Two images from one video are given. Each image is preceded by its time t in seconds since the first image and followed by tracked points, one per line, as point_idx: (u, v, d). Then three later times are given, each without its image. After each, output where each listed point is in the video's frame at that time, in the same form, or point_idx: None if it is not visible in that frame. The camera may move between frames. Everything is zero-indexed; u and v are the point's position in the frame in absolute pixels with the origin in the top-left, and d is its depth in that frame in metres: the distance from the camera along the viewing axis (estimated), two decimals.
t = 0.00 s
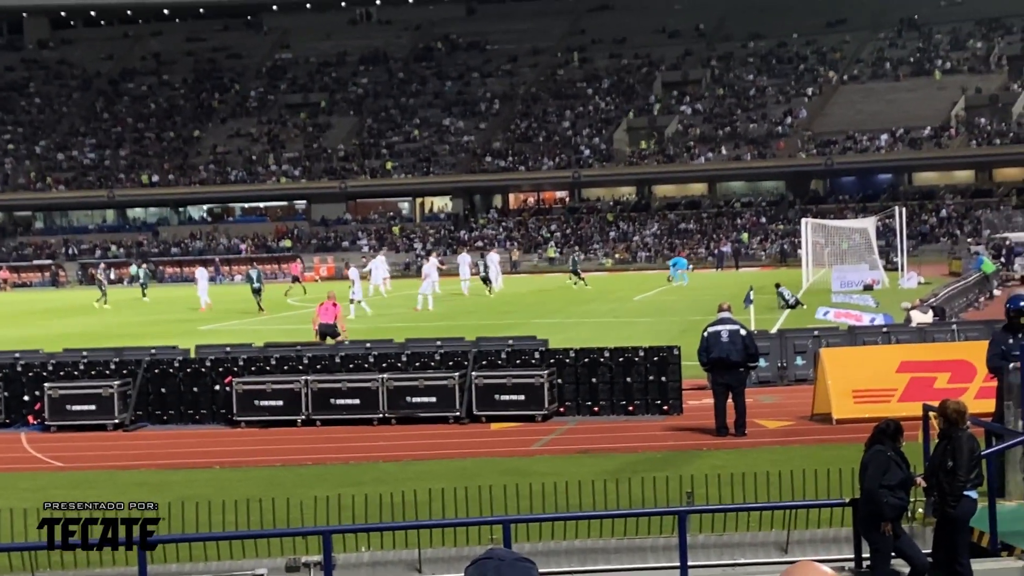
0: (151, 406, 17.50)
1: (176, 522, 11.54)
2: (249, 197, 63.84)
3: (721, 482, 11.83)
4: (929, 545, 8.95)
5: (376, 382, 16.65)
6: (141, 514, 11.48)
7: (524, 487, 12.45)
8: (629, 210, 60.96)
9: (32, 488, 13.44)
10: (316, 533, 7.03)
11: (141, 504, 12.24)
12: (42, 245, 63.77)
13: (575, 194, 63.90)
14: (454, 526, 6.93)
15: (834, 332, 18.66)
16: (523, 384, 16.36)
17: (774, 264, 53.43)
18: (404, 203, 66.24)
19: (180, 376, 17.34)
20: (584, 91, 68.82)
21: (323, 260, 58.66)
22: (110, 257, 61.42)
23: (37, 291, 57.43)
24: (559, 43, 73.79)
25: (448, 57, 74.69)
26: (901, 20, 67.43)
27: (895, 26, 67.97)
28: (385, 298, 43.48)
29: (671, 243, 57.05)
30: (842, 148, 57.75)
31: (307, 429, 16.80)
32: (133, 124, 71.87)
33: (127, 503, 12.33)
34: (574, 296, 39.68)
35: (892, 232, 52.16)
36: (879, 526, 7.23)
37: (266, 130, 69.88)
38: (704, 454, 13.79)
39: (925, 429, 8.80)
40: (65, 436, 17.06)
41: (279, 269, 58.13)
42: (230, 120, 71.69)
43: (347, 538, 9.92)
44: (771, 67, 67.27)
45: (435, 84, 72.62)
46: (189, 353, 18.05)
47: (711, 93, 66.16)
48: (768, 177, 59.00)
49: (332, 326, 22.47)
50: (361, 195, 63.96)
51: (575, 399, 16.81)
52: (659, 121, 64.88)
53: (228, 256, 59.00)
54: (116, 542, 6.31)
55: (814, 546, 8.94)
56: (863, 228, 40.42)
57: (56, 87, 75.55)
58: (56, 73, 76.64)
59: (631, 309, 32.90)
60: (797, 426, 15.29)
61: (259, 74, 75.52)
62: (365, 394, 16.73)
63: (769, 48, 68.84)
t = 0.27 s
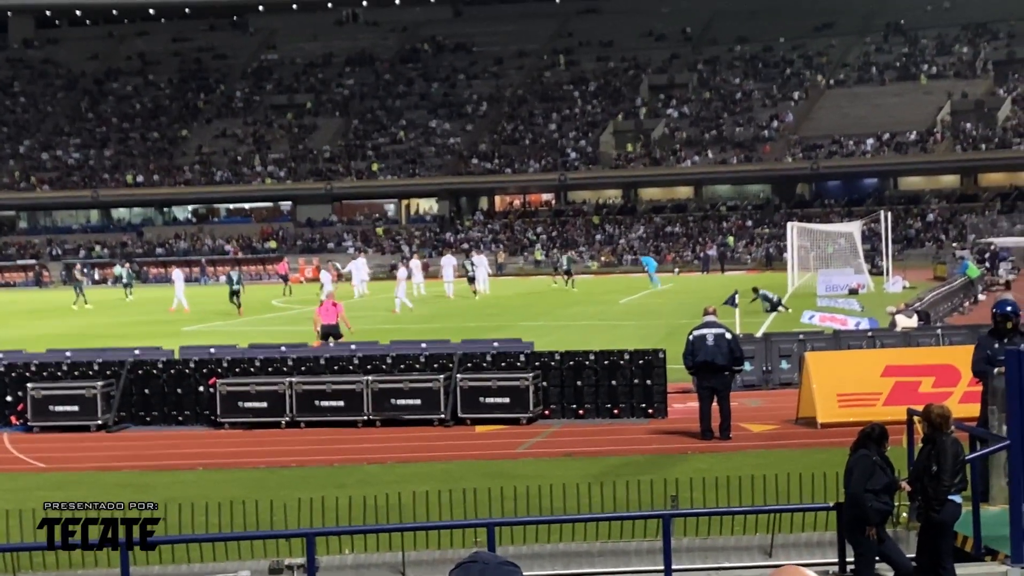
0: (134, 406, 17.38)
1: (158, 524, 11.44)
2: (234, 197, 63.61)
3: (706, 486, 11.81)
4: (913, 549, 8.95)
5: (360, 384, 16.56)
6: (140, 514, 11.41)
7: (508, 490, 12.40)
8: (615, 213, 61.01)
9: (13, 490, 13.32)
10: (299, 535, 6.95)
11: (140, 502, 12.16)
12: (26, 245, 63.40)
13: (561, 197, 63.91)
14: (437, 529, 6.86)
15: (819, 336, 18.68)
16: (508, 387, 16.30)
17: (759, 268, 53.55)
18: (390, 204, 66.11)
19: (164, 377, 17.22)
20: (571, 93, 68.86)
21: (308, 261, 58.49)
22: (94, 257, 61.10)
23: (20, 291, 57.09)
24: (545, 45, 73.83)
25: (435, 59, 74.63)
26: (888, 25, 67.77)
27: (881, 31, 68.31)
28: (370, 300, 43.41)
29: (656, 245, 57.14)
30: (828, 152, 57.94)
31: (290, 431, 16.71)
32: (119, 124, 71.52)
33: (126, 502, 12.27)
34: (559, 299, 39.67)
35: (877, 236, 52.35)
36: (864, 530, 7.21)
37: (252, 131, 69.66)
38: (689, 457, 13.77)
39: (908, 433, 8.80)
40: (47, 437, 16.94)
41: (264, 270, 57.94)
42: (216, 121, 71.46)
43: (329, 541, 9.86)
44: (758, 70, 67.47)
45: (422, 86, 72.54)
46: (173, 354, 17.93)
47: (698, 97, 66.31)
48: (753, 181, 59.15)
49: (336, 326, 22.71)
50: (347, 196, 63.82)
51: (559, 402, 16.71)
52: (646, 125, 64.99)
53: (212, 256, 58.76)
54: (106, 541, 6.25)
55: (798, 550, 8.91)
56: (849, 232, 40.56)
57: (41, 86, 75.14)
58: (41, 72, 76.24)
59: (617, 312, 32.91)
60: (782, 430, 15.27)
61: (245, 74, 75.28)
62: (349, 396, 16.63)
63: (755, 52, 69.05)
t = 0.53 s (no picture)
0: (127, 405, 17.33)
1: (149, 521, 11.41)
2: (227, 197, 63.52)
3: (698, 488, 11.83)
4: (906, 554, 8.97)
5: (353, 384, 16.53)
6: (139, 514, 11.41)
7: (501, 491, 12.38)
8: (608, 215, 61.09)
9: (4, 488, 13.27)
10: (291, 535, 6.91)
11: (142, 503, 12.11)
12: (18, 243, 63.24)
13: (555, 199, 63.92)
14: (431, 529, 6.82)
15: (812, 340, 18.69)
16: (501, 388, 16.30)
17: (752, 271, 53.60)
18: (384, 205, 66.08)
19: (156, 376, 17.17)
20: (565, 95, 68.88)
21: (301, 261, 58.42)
22: (87, 256, 60.96)
23: (12, 289, 56.97)
24: (540, 47, 73.88)
25: (429, 60, 74.64)
26: (882, 30, 67.98)
27: (876, 35, 68.53)
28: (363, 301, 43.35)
29: (649, 249, 57.23)
30: (822, 156, 58.05)
31: (282, 431, 16.67)
32: (112, 122, 71.36)
33: (129, 502, 12.20)
34: (553, 300, 39.68)
35: (870, 240, 52.50)
36: (856, 534, 7.21)
37: (245, 131, 69.57)
38: (681, 460, 13.77)
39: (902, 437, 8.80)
40: (39, 435, 16.91)
41: (256, 271, 57.88)
42: (210, 120, 71.36)
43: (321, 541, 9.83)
44: (752, 74, 67.58)
45: (416, 87, 72.54)
46: (165, 353, 17.88)
47: (692, 100, 66.39)
48: (747, 185, 59.25)
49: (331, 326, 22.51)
50: (341, 197, 63.78)
51: (552, 404, 16.71)
52: (639, 127, 65.09)
53: (204, 256, 58.65)
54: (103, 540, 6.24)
55: (789, 554, 8.91)
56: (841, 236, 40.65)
57: (34, 84, 74.94)
58: (35, 70, 76.05)
59: (609, 315, 32.94)
60: (774, 433, 15.29)
61: (239, 74, 75.16)
62: (342, 396, 16.61)
63: (750, 56, 69.18)
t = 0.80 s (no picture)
0: (129, 404, 17.34)
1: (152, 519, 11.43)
2: (230, 196, 63.58)
3: (699, 491, 11.84)
4: (907, 557, 8.97)
5: (355, 385, 16.55)
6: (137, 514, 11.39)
7: (503, 492, 12.40)
8: (611, 218, 61.07)
9: (7, 485, 13.29)
10: (293, 535, 6.90)
11: (141, 504, 12.05)
12: (21, 241, 63.28)
13: (558, 201, 63.94)
14: (432, 531, 6.81)
15: (815, 344, 18.71)
16: (503, 390, 16.31)
17: (754, 274, 53.59)
18: (387, 206, 66.11)
19: (158, 375, 17.20)
20: (569, 97, 68.90)
21: (303, 261, 58.39)
22: (90, 255, 61.01)
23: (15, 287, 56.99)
24: (544, 49, 73.93)
25: (433, 61, 74.70)
26: (886, 34, 68.02)
27: (880, 39, 68.56)
28: (367, 301, 43.42)
29: (652, 251, 57.21)
30: (825, 159, 58.03)
31: (284, 430, 16.69)
32: (116, 121, 71.41)
33: (128, 502, 12.12)
34: (555, 302, 39.68)
35: (873, 245, 52.48)
36: (858, 538, 7.21)
37: (249, 130, 69.64)
38: (682, 463, 13.78)
39: (904, 442, 8.81)
40: (41, 433, 16.90)
41: (259, 270, 57.94)
42: (213, 120, 71.41)
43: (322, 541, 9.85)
44: (756, 77, 67.58)
45: (420, 88, 72.59)
46: (168, 352, 17.91)
47: (696, 102, 66.40)
48: (750, 188, 59.25)
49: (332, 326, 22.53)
50: (344, 197, 63.81)
51: (554, 405, 16.72)
52: (643, 130, 65.16)
53: (207, 255, 58.69)
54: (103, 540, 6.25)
55: (792, 557, 8.91)
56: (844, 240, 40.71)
57: (38, 83, 75.03)
58: (39, 68, 76.15)
59: (612, 317, 32.98)
60: (776, 436, 15.29)
61: (243, 74, 75.23)
62: (344, 396, 16.62)
63: (754, 59, 69.19)
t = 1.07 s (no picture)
0: (141, 402, 17.45)
1: (164, 517, 11.49)
2: (242, 196, 63.78)
3: (710, 493, 11.84)
4: (918, 561, 8.98)
5: (366, 384, 16.62)
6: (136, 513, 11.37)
7: (513, 493, 12.42)
8: (622, 219, 61.02)
9: (20, 482, 13.36)
10: (304, 533, 6.89)
11: (142, 503, 11.91)
12: (34, 239, 63.58)
13: (568, 202, 63.98)
14: (443, 532, 6.79)
15: (826, 347, 18.71)
16: (513, 390, 16.34)
17: (765, 277, 53.52)
18: (398, 206, 66.19)
19: (170, 373, 17.32)
20: (580, 98, 68.90)
21: (314, 261, 58.47)
22: (102, 253, 61.29)
23: (28, 285, 57.19)
24: (555, 50, 73.96)
25: (445, 61, 74.80)
26: (898, 37, 67.87)
27: (892, 42, 68.43)
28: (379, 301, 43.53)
29: (663, 253, 57.18)
30: (837, 162, 57.91)
31: (295, 429, 16.73)
32: (128, 120, 71.68)
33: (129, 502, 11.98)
34: (566, 304, 39.69)
35: (885, 248, 52.34)
36: (869, 540, 7.21)
37: (261, 130, 69.84)
38: (693, 464, 13.78)
39: (916, 446, 8.80)
40: (53, 430, 16.99)
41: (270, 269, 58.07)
42: (226, 119, 71.64)
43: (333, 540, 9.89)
44: (768, 79, 67.47)
45: (431, 88, 72.68)
46: (180, 351, 18.02)
47: (707, 104, 66.34)
48: (762, 190, 59.16)
49: (333, 326, 22.61)
50: (355, 197, 63.94)
51: (564, 406, 16.75)
52: (654, 131, 65.18)
53: (218, 255, 58.89)
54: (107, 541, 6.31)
55: (801, 560, 8.92)
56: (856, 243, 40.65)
57: (52, 82, 75.37)
58: (53, 67, 76.51)
59: (623, 318, 33.00)
60: (787, 439, 15.28)
61: (256, 74, 75.42)
62: (355, 395, 16.68)
63: (766, 61, 69.10)
